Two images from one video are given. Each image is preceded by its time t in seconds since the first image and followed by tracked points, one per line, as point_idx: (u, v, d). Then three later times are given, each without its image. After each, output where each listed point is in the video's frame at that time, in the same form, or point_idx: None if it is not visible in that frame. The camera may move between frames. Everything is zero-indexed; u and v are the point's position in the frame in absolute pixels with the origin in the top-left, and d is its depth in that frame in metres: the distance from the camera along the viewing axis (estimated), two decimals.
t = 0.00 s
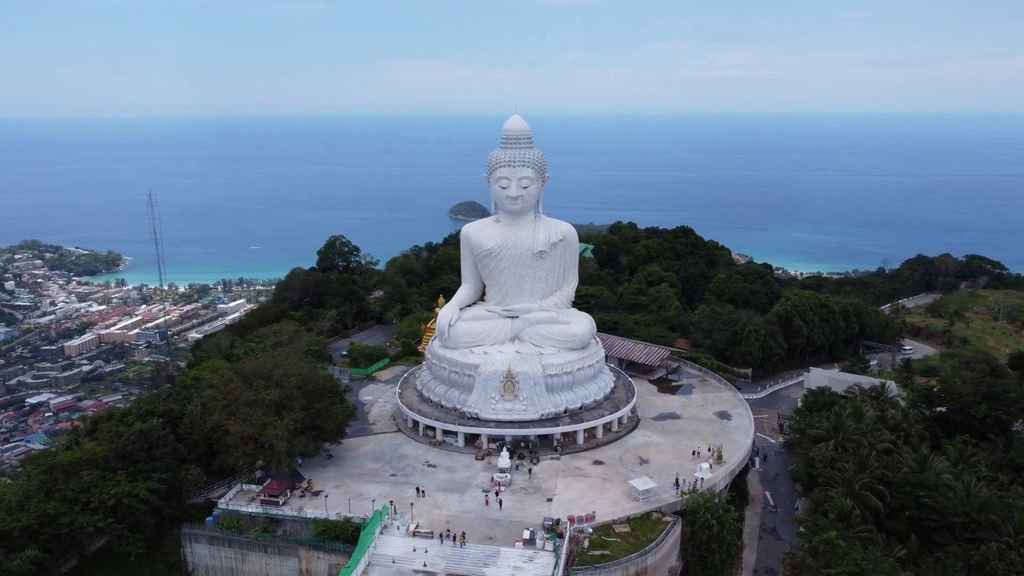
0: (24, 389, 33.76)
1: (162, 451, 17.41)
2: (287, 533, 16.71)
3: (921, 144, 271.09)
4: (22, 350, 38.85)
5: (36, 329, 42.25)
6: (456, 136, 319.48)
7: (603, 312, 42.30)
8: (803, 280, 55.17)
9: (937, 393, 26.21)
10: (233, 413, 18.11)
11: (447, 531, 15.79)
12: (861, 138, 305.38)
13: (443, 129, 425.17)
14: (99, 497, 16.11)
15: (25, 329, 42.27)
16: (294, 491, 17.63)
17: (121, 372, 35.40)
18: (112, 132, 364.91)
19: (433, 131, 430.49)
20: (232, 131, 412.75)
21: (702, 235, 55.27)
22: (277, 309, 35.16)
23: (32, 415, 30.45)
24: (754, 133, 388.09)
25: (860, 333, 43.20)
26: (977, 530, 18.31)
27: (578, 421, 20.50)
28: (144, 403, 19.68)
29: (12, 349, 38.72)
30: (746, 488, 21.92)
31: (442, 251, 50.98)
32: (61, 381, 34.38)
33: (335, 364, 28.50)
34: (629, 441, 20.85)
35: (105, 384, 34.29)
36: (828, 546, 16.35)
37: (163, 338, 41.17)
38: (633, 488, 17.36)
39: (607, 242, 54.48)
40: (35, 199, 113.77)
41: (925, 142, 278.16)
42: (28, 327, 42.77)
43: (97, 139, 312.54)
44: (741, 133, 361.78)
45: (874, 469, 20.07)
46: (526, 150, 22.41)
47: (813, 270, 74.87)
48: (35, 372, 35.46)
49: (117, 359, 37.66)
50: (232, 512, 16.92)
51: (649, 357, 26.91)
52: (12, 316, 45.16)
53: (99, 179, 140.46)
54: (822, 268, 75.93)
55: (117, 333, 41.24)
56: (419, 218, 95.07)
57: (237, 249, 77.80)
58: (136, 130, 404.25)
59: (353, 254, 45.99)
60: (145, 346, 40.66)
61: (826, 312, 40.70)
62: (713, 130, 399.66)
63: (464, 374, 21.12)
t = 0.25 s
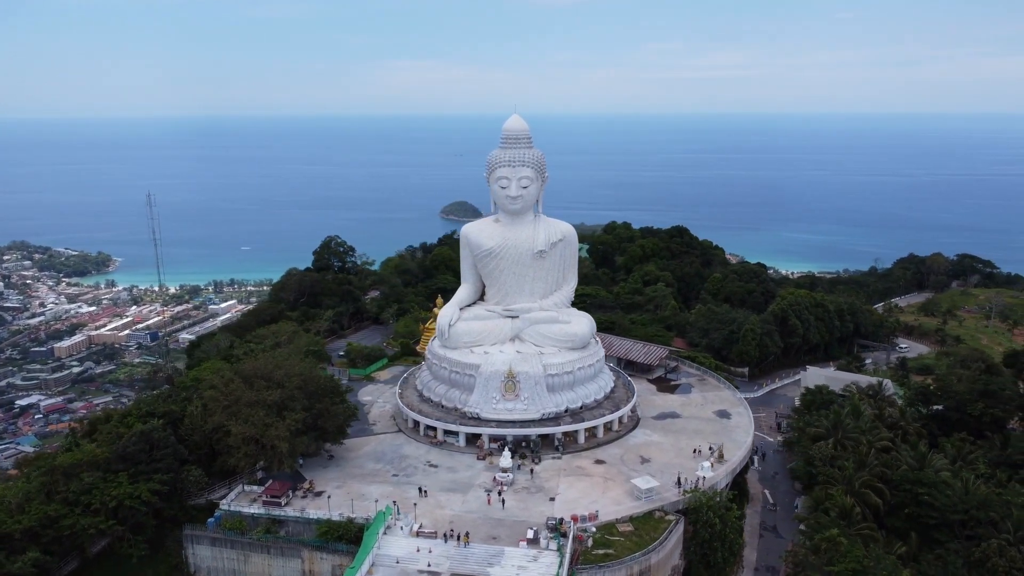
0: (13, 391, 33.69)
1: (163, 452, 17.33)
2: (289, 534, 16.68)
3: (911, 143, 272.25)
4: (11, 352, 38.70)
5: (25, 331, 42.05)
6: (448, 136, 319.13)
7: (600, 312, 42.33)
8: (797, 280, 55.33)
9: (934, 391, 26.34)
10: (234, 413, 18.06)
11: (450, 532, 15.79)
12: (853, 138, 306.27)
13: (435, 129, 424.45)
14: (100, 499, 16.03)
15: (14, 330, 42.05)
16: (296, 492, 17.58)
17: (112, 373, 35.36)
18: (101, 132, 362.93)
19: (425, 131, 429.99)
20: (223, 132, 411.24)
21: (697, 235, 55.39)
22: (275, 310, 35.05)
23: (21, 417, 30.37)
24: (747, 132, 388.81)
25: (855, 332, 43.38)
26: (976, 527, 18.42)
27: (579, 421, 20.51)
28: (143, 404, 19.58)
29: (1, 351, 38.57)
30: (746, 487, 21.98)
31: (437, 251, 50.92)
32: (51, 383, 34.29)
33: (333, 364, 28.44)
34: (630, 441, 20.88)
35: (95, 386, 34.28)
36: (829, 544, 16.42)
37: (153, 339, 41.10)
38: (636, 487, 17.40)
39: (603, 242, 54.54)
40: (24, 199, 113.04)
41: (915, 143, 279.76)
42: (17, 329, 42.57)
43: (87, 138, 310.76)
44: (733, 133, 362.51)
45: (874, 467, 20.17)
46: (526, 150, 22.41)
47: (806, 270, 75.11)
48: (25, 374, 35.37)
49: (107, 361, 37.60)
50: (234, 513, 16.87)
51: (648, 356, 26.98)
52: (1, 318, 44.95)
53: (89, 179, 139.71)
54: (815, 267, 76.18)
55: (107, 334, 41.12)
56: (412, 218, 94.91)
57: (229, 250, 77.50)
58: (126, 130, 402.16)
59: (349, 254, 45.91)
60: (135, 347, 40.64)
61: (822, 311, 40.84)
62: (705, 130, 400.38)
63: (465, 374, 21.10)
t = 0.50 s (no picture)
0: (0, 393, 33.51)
1: (165, 454, 17.21)
2: (292, 535, 16.63)
3: (901, 143, 273.48)
4: None
5: (13, 332, 41.81)
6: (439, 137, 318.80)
7: (595, 311, 42.38)
8: (790, 279, 55.56)
9: (930, 389, 26.49)
10: (236, 414, 18.00)
11: (455, 531, 15.79)
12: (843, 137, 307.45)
13: (426, 129, 423.70)
14: (102, 501, 15.95)
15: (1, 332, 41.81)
16: (298, 493, 17.53)
17: (100, 375, 35.30)
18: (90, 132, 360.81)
19: (416, 131, 429.37)
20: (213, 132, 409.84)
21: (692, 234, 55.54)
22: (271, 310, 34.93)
23: (9, 419, 30.22)
24: (738, 131, 389.43)
25: (849, 331, 43.58)
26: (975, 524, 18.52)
27: (580, 420, 20.54)
28: (144, 406, 19.50)
29: None
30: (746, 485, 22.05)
31: (431, 252, 50.90)
32: (38, 384, 34.11)
33: (331, 365, 28.38)
34: (631, 440, 20.92)
35: (84, 388, 34.13)
36: (831, 541, 16.50)
37: (142, 341, 41.00)
38: (639, 486, 17.45)
39: (597, 241, 54.60)
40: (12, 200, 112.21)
41: (905, 142, 281.19)
42: (4, 330, 42.31)
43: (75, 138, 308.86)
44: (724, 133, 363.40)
45: (873, 465, 20.27)
46: (525, 149, 22.42)
47: (798, 269, 75.40)
48: (13, 375, 35.14)
49: (96, 362, 37.44)
50: (237, 515, 16.82)
51: (646, 355, 27.08)
52: None
53: (77, 180, 138.88)
54: (807, 267, 76.46)
55: (96, 336, 40.92)
56: (404, 219, 94.80)
57: (221, 251, 77.15)
58: (115, 130, 399.85)
59: (344, 254, 45.81)
60: (124, 348, 40.49)
61: (817, 310, 40.99)
62: (696, 130, 401.31)
63: (466, 374, 21.10)
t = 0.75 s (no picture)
0: None
1: (166, 455, 17.12)
2: (294, 536, 16.58)
3: (892, 142, 274.92)
4: None
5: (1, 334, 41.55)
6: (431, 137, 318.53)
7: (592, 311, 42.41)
8: (784, 278, 55.77)
9: (926, 387, 26.65)
10: (237, 415, 17.95)
11: (458, 531, 15.79)
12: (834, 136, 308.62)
13: (418, 129, 422.98)
14: (104, 502, 15.86)
15: None
16: (300, 493, 17.49)
17: (90, 376, 35.20)
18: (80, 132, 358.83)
19: (408, 130, 428.74)
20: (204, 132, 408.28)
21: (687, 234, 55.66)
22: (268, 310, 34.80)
23: None
24: (729, 131, 390.55)
25: (843, 330, 43.77)
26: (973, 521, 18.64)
27: (581, 420, 20.56)
28: (143, 407, 19.42)
29: None
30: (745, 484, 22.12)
31: (426, 252, 50.87)
32: (27, 386, 33.93)
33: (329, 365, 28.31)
34: (631, 439, 20.96)
35: (74, 390, 33.95)
36: (832, 539, 16.58)
37: (133, 342, 40.92)
38: (640, 485, 17.49)
39: (593, 241, 54.65)
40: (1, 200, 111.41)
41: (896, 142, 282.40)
42: None
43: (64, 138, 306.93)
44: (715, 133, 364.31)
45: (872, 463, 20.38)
46: (524, 149, 22.42)
47: (791, 269, 75.68)
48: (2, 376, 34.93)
49: (86, 364, 37.24)
50: (239, 515, 16.76)
51: (644, 355, 27.15)
52: None
53: (66, 180, 138.02)
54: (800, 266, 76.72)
55: (86, 337, 40.70)
56: (396, 219, 94.65)
57: (213, 251, 76.83)
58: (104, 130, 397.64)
59: (340, 254, 45.69)
60: (114, 350, 40.30)
61: (812, 309, 41.14)
62: (688, 130, 402.13)
63: (466, 374, 21.09)
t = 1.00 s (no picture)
0: None
1: (167, 456, 17.04)
2: (297, 536, 16.53)
3: (881, 142, 276.53)
4: None
5: None
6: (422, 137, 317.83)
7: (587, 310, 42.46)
8: (776, 277, 55.97)
9: (921, 385, 26.83)
10: (237, 416, 17.90)
11: (462, 531, 15.79)
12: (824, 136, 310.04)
13: (409, 129, 422.06)
14: (105, 505, 15.76)
15: None
16: (302, 494, 17.43)
17: (79, 379, 34.96)
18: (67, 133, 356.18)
19: (398, 130, 427.72)
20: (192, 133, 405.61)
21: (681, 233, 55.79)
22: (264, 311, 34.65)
23: None
24: (720, 131, 391.93)
25: (837, 328, 43.98)
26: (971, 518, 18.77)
27: (581, 419, 20.59)
28: (142, 409, 19.32)
29: None
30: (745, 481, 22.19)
31: (420, 252, 50.77)
32: (15, 388, 33.71)
33: (327, 366, 28.23)
34: (631, 438, 21.02)
35: (62, 392, 33.76)
36: (833, 536, 16.67)
37: (122, 343, 40.64)
38: (643, 484, 17.54)
39: (587, 241, 54.70)
40: None
41: (885, 142, 283.98)
42: None
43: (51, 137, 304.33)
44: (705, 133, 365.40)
45: (871, 461, 20.49)
46: (523, 149, 22.43)
47: (782, 268, 75.95)
48: None
49: (75, 366, 37.05)
50: (241, 517, 16.70)
51: (642, 354, 27.23)
52: None
53: (54, 181, 136.94)
54: (792, 266, 77.14)
55: (74, 339, 40.45)
56: (388, 219, 94.40)
57: (203, 252, 76.42)
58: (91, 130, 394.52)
59: (334, 255, 45.53)
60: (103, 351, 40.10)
61: (806, 308, 41.35)
62: (679, 130, 402.86)
63: (466, 374, 21.07)
